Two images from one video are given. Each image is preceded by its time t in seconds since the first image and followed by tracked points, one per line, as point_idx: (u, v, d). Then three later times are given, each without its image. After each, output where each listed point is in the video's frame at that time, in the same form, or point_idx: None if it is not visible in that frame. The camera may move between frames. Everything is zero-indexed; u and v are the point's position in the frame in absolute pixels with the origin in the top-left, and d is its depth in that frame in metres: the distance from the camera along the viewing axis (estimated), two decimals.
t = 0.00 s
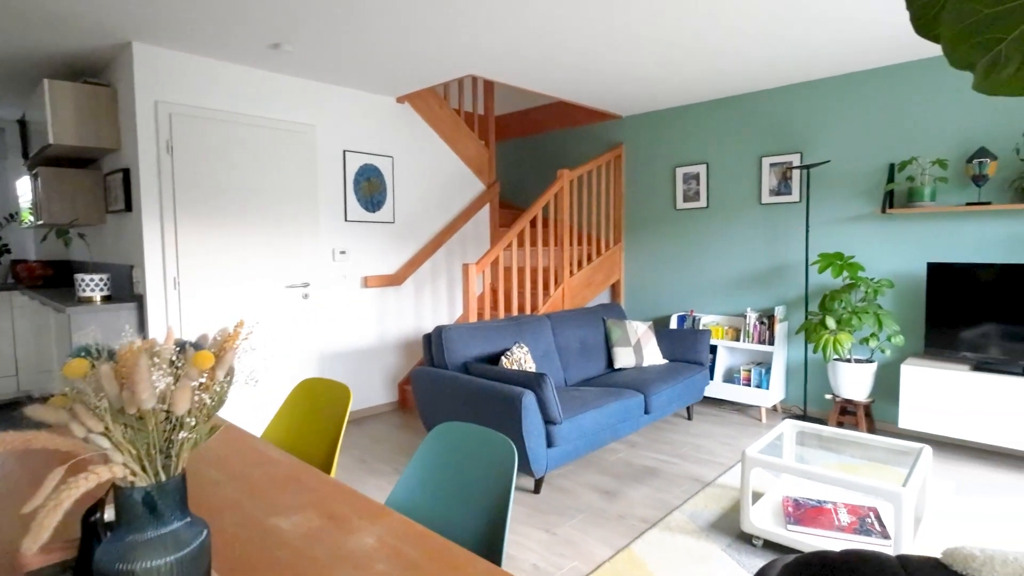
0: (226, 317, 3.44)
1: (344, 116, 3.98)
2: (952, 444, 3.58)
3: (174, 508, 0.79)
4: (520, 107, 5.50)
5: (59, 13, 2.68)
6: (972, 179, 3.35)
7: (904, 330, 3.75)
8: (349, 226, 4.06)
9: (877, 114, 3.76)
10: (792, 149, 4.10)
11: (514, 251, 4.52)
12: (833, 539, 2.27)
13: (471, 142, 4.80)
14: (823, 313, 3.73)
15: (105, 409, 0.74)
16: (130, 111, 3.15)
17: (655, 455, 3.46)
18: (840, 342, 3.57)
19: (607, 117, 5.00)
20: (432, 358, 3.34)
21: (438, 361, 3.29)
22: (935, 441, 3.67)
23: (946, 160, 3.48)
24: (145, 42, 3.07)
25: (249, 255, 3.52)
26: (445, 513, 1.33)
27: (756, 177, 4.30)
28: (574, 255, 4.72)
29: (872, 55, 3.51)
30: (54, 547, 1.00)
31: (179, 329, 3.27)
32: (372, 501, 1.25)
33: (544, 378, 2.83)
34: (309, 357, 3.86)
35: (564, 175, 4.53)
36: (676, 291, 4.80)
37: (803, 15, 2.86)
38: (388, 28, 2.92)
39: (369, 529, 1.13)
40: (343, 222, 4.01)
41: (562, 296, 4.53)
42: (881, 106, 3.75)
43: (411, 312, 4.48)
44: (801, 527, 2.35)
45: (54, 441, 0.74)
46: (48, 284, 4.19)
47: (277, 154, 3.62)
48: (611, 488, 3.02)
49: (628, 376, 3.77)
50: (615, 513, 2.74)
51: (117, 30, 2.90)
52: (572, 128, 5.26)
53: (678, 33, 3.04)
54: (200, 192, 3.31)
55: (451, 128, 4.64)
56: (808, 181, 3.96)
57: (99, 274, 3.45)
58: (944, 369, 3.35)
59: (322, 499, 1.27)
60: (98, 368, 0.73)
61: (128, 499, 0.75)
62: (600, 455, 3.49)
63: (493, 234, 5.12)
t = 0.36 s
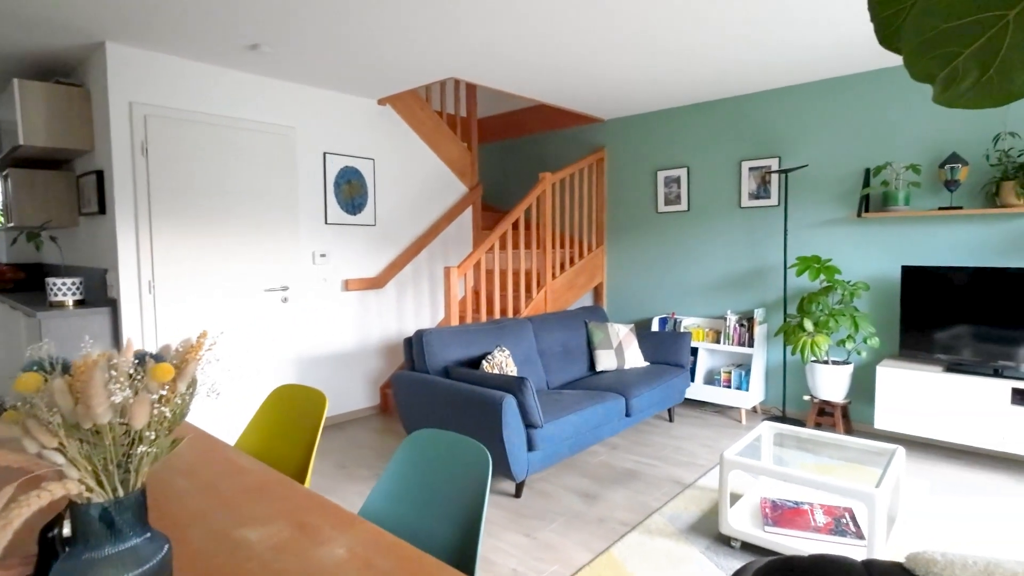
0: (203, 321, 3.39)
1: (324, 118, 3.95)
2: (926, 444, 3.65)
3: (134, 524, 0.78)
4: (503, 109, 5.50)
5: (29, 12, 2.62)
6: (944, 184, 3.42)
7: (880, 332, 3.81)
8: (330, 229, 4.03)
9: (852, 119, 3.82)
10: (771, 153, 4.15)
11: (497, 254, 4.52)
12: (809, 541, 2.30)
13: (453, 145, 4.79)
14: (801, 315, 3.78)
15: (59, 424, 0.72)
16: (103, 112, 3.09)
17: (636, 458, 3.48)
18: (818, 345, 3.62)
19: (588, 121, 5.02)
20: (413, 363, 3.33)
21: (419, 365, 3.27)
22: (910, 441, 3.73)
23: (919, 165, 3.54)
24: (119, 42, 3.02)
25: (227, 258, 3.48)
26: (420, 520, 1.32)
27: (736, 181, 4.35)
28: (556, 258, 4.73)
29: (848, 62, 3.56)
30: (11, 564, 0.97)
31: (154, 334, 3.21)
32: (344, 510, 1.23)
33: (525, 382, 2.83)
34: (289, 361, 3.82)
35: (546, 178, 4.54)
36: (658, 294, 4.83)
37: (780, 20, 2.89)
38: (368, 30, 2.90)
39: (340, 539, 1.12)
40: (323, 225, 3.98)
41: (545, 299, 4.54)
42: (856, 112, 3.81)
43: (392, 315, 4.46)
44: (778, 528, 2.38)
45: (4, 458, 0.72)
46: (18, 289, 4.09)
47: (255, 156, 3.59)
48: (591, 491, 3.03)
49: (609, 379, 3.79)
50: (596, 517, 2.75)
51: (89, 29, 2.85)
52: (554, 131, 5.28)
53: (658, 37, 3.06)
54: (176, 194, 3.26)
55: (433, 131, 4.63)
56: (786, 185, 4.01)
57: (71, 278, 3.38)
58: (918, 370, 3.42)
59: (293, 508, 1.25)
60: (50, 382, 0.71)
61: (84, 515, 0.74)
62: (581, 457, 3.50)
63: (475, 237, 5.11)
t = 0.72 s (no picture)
0: (181, 327, 3.34)
1: (305, 121, 3.92)
2: (904, 446, 3.69)
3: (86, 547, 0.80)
4: (487, 113, 5.49)
5: None
6: (920, 189, 3.47)
7: (858, 336, 3.86)
8: (311, 233, 4.00)
9: (831, 125, 3.87)
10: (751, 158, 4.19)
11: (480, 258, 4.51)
12: (788, 545, 2.31)
13: (437, 148, 4.77)
14: (782, 319, 3.82)
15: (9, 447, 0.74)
16: (77, 114, 3.04)
17: (619, 462, 3.48)
18: (797, 348, 3.66)
19: (572, 125, 5.03)
20: (395, 368, 3.30)
21: (400, 371, 3.25)
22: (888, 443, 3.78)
23: (896, 171, 3.60)
24: (94, 44, 2.97)
25: (205, 262, 3.43)
26: (396, 533, 1.30)
27: (718, 185, 4.38)
28: (540, 262, 4.74)
29: (825, 68, 3.61)
30: None
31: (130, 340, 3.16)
32: (314, 524, 1.22)
33: (506, 388, 2.82)
34: (270, 367, 3.78)
35: (529, 182, 4.55)
36: (641, 298, 4.85)
37: (758, 27, 2.92)
38: (349, 33, 2.89)
39: (309, 554, 1.11)
40: (305, 229, 3.95)
41: (529, 303, 4.54)
42: (834, 118, 3.86)
43: (375, 319, 4.43)
44: (758, 532, 2.39)
45: None
46: None
47: (234, 160, 3.55)
48: (574, 497, 3.02)
49: (593, 383, 3.79)
50: (577, 522, 2.75)
51: (62, 31, 2.80)
52: (538, 135, 5.28)
53: (639, 41, 3.07)
54: (153, 199, 3.22)
55: (416, 134, 4.61)
56: (767, 190, 4.05)
57: (44, 283, 3.31)
58: (896, 374, 3.46)
59: (263, 522, 1.23)
60: None
61: (34, 536, 0.77)
62: (564, 462, 3.49)
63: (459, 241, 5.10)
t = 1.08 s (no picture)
0: (159, 335, 3.30)
1: (288, 126, 3.89)
2: (885, 451, 3.73)
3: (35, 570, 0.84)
4: (473, 118, 5.48)
5: None
6: (899, 197, 3.51)
7: (840, 341, 3.89)
8: (293, 238, 3.96)
9: (813, 133, 3.91)
10: (735, 165, 4.22)
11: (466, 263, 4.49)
12: (768, 553, 2.32)
13: (422, 153, 4.76)
14: (765, 325, 3.84)
15: None
16: (53, 118, 2.99)
17: (603, 469, 3.48)
18: (780, 354, 3.68)
19: (558, 131, 5.04)
20: (377, 376, 3.27)
21: (383, 379, 3.22)
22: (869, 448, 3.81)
23: (877, 178, 3.63)
24: (70, 47, 2.93)
25: (184, 269, 3.39)
26: (369, 547, 1.28)
27: (702, 192, 4.41)
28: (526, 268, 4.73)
29: (806, 77, 3.65)
30: None
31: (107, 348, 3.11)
32: (283, 541, 1.19)
33: (489, 396, 2.80)
34: (252, 374, 3.75)
35: (515, 188, 4.54)
36: (627, 303, 4.86)
37: (739, 35, 2.94)
38: (330, 39, 2.88)
39: (277, 572, 1.08)
40: (287, 235, 3.92)
41: (514, 309, 4.53)
42: (816, 126, 3.90)
43: (359, 325, 4.40)
44: (739, 540, 2.39)
45: None
46: None
47: (215, 165, 3.52)
48: (557, 505, 3.01)
49: (577, 390, 3.78)
50: (560, 531, 2.74)
51: (37, 34, 2.76)
52: (524, 140, 5.28)
53: (621, 48, 3.08)
54: (131, 204, 3.18)
55: (401, 139, 4.59)
56: (749, 197, 4.08)
57: (19, 290, 3.25)
58: (877, 380, 3.49)
59: (231, 539, 1.20)
60: None
61: None
62: (548, 469, 3.48)
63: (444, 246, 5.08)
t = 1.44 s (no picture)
0: (142, 343, 3.27)
1: (274, 132, 3.87)
2: (869, 457, 3.76)
3: None
4: (461, 124, 5.48)
5: None
6: (882, 205, 3.55)
7: (825, 348, 3.92)
8: (279, 245, 3.94)
9: (797, 141, 3.94)
10: (721, 172, 4.25)
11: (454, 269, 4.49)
12: (752, 561, 2.33)
13: (410, 160, 4.76)
14: (751, 331, 3.86)
15: None
16: (33, 124, 2.96)
17: (590, 477, 3.48)
18: (766, 361, 3.71)
19: (546, 137, 5.05)
20: (363, 384, 3.26)
21: (369, 387, 3.21)
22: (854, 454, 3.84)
23: (859, 187, 3.67)
24: (52, 53, 2.90)
25: (167, 276, 3.36)
26: (346, 563, 1.28)
27: (688, 199, 4.43)
28: (514, 274, 4.73)
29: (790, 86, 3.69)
30: None
31: (88, 356, 3.07)
32: (259, 559, 1.18)
33: (475, 405, 2.79)
34: (236, 382, 3.72)
35: (503, 194, 4.54)
36: (615, 310, 4.87)
37: (724, 44, 2.96)
38: (317, 46, 2.87)
39: None
40: (273, 242, 3.90)
41: (502, 316, 4.52)
42: (800, 134, 3.94)
43: (346, 332, 4.38)
44: (724, 548, 2.40)
45: None
46: None
47: (199, 172, 3.49)
48: (543, 513, 3.00)
49: (565, 397, 3.78)
50: (546, 540, 2.73)
51: (18, 39, 2.73)
52: (512, 146, 5.29)
53: (607, 56, 3.10)
54: (113, 211, 3.15)
55: (389, 146, 4.59)
56: (735, 205, 4.11)
57: None
58: (861, 386, 3.52)
59: (206, 558, 1.19)
60: None
61: None
62: (535, 477, 3.48)
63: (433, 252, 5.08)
